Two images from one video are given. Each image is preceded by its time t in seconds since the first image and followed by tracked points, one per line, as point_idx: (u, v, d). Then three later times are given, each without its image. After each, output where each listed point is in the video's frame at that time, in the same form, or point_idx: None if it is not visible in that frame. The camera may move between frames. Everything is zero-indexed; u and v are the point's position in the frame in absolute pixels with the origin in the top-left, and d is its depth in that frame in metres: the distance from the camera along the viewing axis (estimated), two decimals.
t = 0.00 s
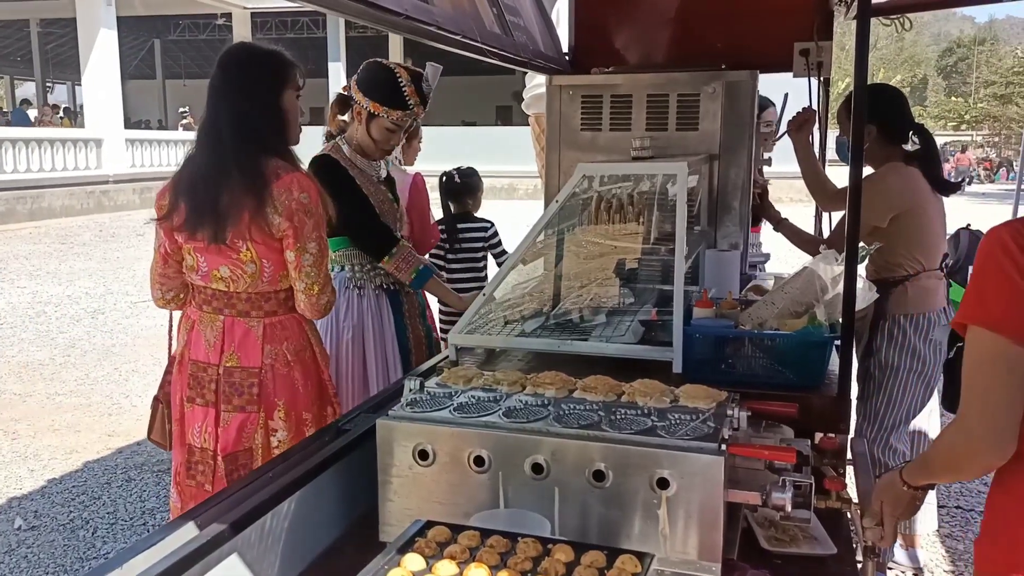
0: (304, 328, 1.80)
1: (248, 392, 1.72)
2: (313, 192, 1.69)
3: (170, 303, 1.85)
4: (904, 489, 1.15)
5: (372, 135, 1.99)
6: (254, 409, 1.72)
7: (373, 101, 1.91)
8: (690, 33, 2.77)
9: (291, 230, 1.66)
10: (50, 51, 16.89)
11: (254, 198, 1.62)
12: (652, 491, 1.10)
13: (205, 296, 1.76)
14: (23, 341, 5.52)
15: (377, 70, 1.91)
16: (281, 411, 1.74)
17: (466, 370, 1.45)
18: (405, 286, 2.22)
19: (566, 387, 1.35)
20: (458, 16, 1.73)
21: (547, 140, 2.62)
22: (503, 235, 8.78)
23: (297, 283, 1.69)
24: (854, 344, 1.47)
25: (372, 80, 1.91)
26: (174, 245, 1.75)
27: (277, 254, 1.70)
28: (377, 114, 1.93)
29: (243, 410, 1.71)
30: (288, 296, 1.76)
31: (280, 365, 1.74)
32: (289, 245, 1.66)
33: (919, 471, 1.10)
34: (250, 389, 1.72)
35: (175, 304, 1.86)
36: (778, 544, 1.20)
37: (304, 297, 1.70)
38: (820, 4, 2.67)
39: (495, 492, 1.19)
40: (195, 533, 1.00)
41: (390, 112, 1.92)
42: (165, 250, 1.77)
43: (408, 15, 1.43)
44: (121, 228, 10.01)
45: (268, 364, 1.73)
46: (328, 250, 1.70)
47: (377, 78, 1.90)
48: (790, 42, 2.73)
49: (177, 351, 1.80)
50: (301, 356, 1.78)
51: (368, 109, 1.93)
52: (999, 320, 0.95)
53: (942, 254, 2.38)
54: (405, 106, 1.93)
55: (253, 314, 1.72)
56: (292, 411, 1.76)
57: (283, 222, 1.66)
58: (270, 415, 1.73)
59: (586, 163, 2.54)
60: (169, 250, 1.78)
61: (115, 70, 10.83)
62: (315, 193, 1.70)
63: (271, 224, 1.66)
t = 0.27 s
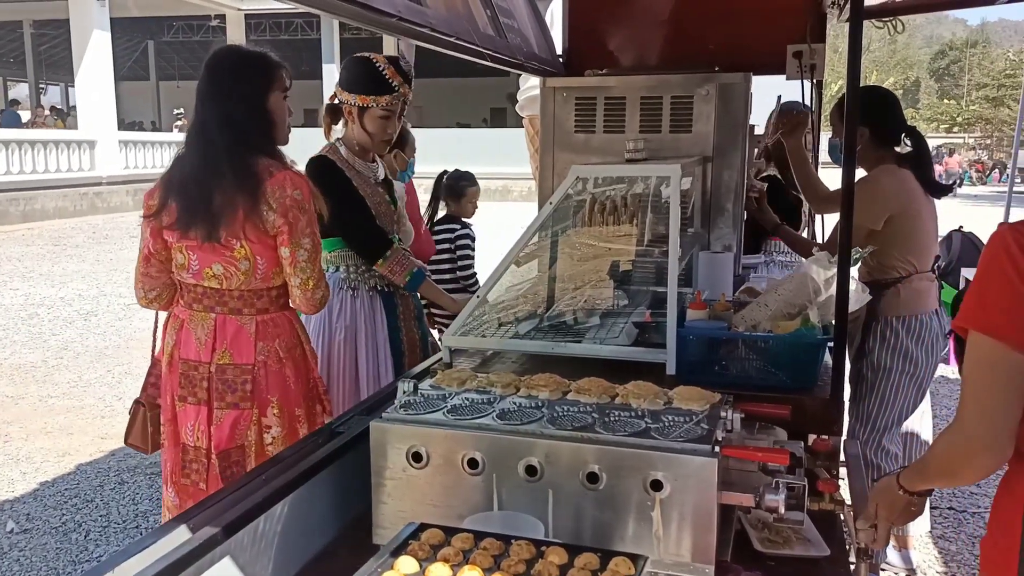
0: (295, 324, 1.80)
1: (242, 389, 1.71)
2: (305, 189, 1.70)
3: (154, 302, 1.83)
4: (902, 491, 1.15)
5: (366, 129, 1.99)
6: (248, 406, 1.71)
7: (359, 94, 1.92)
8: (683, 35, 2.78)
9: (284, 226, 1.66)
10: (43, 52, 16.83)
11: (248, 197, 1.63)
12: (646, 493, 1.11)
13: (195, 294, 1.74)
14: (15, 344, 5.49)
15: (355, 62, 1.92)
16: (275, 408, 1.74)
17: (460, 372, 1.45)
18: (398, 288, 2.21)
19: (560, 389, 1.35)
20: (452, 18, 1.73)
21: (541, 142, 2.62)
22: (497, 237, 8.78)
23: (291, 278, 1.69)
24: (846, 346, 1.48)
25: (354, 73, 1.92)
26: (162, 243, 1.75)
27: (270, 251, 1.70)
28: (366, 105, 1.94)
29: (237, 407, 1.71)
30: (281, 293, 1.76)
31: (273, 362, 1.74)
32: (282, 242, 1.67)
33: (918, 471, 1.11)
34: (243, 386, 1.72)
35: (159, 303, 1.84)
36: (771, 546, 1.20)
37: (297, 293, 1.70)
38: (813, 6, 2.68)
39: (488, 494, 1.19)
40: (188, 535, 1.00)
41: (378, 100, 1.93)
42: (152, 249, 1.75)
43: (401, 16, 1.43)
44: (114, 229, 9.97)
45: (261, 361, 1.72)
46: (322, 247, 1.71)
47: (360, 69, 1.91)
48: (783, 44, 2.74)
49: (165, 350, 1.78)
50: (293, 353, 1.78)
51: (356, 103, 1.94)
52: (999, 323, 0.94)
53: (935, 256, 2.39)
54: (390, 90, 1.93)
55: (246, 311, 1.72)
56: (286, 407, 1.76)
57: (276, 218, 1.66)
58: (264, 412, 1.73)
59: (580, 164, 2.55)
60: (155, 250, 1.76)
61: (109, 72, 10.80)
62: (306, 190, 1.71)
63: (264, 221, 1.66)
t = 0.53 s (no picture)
0: (269, 322, 1.85)
1: (218, 385, 1.76)
2: (276, 189, 1.76)
3: (129, 303, 1.87)
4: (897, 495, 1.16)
5: (362, 129, 1.99)
6: (223, 401, 1.76)
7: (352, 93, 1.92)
8: (677, 38, 2.79)
9: (257, 225, 1.73)
10: (36, 53, 16.77)
11: (221, 201, 1.68)
12: (641, 495, 1.10)
13: (170, 293, 1.79)
14: (8, 346, 5.47)
15: (348, 61, 1.92)
16: (250, 402, 1.78)
17: (454, 374, 1.45)
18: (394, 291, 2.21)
19: (554, 391, 1.35)
20: (446, 20, 1.73)
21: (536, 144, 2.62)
22: (492, 239, 8.78)
23: (262, 278, 1.76)
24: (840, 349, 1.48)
25: (347, 72, 1.91)
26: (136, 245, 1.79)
27: (243, 250, 1.76)
28: (360, 104, 1.93)
29: (212, 402, 1.75)
30: (254, 291, 1.81)
31: (247, 357, 1.78)
32: (255, 240, 1.73)
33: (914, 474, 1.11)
34: (219, 382, 1.76)
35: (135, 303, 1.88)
36: (765, 548, 1.20)
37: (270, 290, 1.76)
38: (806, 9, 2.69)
39: (483, 497, 1.18)
40: (181, 539, 1.00)
41: (371, 98, 1.92)
42: (127, 250, 1.79)
43: (396, 19, 1.43)
44: (107, 232, 9.93)
45: (236, 357, 1.77)
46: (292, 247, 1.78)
47: (353, 69, 1.90)
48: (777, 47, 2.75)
49: (141, 350, 1.82)
50: (268, 349, 1.83)
51: (349, 102, 1.93)
52: (1005, 330, 0.93)
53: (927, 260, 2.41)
54: (383, 88, 1.92)
55: (221, 309, 1.76)
56: (261, 401, 1.80)
57: (248, 218, 1.72)
58: (239, 407, 1.78)
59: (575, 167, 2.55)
60: (129, 251, 1.81)
61: (102, 73, 10.78)
62: (278, 190, 1.77)
63: (237, 221, 1.72)
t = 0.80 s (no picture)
0: (233, 315, 2.00)
1: (189, 376, 1.89)
2: (238, 190, 1.92)
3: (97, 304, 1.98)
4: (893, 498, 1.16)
5: (356, 132, 1.99)
6: (194, 392, 1.90)
7: (346, 97, 1.92)
8: (672, 41, 2.79)
9: (222, 223, 1.89)
10: (30, 56, 16.73)
11: (188, 203, 1.84)
12: (636, 498, 1.10)
13: (138, 291, 1.90)
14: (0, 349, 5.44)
15: (342, 65, 1.92)
16: (219, 392, 1.93)
17: (449, 377, 1.45)
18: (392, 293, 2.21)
19: (549, 394, 1.35)
20: (441, 23, 1.73)
21: (530, 147, 2.62)
22: (487, 242, 8.79)
23: (227, 272, 1.92)
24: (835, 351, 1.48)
25: (341, 77, 1.91)
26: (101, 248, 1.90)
27: (207, 248, 1.90)
28: (355, 109, 1.93)
29: (183, 394, 1.88)
30: (218, 286, 1.96)
31: (215, 349, 1.93)
32: (220, 238, 1.89)
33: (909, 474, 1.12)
34: (190, 373, 1.90)
35: (100, 303, 1.99)
36: (760, 552, 1.20)
37: (235, 284, 1.92)
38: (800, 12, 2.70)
39: (477, 500, 1.18)
40: (175, 543, 0.99)
41: (366, 102, 1.92)
42: (92, 253, 1.91)
43: (390, 21, 1.42)
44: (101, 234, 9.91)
45: (205, 350, 1.91)
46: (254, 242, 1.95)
47: (347, 73, 1.90)
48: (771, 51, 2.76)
49: (107, 347, 1.93)
50: (233, 340, 1.98)
51: (344, 106, 1.93)
52: (1001, 337, 0.93)
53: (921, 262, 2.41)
54: (377, 92, 1.92)
55: (190, 304, 1.90)
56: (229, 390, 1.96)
57: (213, 216, 1.88)
58: (209, 397, 1.93)
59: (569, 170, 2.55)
60: (94, 254, 1.92)
61: (97, 76, 10.75)
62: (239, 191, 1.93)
63: (203, 220, 1.87)
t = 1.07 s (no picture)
0: (212, 304, 2.10)
1: (176, 364, 1.99)
2: (213, 183, 2.03)
3: (83, 301, 2.05)
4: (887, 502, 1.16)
5: (351, 134, 1.99)
6: (181, 380, 1.99)
7: (341, 98, 1.92)
8: (666, 43, 2.80)
9: (199, 216, 1.99)
10: (24, 57, 16.69)
11: (163, 195, 1.92)
12: (629, 500, 1.11)
13: (119, 286, 1.97)
14: None
15: (336, 67, 1.92)
16: (203, 379, 2.04)
17: (443, 379, 1.45)
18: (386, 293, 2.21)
19: (543, 396, 1.35)
20: (434, 25, 1.73)
21: (524, 148, 2.63)
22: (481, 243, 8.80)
23: (211, 262, 2.03)
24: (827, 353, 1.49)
25: (335, 79, 1.92)
26: (81, 245, 1.96)
27: (186, 239, 2.00)
28: (349, 110, 1.93)
29: (172, 382, 1.98)
30: (197, 276, 2.06)
31: (199, 337, 2.03)
32: (200, 230, 1.99)
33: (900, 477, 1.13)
34: (176, 362, 1.99)
35: (81, 300, 2.05)
36: (753, 552, 1.20)
37: (219, 273, 2.04)
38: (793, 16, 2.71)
39: (471, 502, 1.18)
40: (167, 545, 0.99)
41: (360, 104, 1.92)
42: (75, 251, 1.98)
43: (383, 23, 1.42)
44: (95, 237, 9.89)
45: (189, 339, 2.01)
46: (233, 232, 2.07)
47: (341, 74, 1.90)
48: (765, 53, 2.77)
49: (91, 342, 1.98)
50: (214, 328, 2.08)
51: (338, 108, 1.94)
52: (990, 342, 0.94)
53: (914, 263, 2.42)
54: (372, 93, 1.92)
55: (171, 294, 1.99)
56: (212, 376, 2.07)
57: (190, 208, 1.97)
58: (194, 383, 2.03)
59: (562, 171, 2.56)
60: (76, 253, 1.99)
61: (91, 78, 10.72)
62: (214, 184, 2.04)
63: (182, 213, 1.97)
